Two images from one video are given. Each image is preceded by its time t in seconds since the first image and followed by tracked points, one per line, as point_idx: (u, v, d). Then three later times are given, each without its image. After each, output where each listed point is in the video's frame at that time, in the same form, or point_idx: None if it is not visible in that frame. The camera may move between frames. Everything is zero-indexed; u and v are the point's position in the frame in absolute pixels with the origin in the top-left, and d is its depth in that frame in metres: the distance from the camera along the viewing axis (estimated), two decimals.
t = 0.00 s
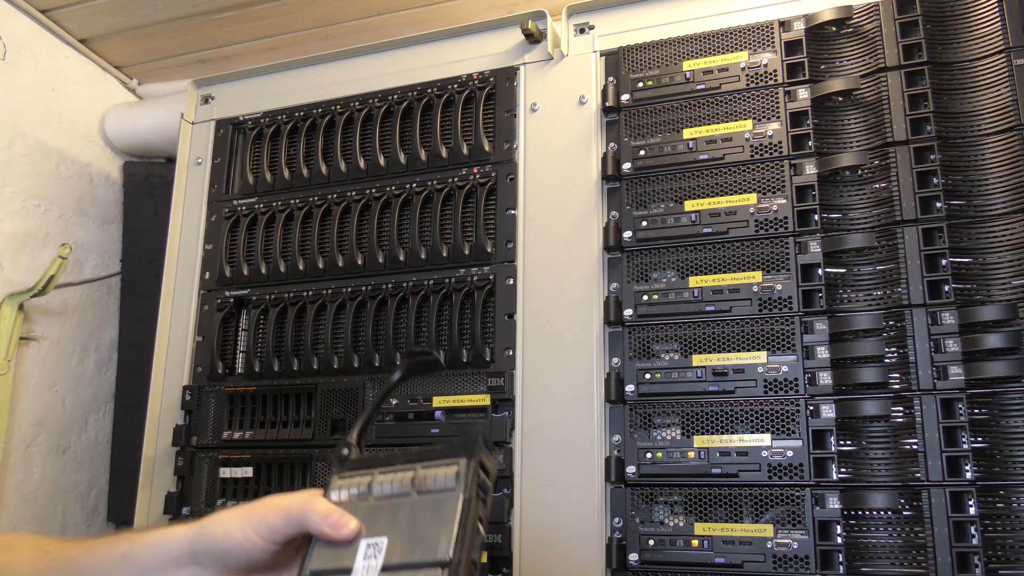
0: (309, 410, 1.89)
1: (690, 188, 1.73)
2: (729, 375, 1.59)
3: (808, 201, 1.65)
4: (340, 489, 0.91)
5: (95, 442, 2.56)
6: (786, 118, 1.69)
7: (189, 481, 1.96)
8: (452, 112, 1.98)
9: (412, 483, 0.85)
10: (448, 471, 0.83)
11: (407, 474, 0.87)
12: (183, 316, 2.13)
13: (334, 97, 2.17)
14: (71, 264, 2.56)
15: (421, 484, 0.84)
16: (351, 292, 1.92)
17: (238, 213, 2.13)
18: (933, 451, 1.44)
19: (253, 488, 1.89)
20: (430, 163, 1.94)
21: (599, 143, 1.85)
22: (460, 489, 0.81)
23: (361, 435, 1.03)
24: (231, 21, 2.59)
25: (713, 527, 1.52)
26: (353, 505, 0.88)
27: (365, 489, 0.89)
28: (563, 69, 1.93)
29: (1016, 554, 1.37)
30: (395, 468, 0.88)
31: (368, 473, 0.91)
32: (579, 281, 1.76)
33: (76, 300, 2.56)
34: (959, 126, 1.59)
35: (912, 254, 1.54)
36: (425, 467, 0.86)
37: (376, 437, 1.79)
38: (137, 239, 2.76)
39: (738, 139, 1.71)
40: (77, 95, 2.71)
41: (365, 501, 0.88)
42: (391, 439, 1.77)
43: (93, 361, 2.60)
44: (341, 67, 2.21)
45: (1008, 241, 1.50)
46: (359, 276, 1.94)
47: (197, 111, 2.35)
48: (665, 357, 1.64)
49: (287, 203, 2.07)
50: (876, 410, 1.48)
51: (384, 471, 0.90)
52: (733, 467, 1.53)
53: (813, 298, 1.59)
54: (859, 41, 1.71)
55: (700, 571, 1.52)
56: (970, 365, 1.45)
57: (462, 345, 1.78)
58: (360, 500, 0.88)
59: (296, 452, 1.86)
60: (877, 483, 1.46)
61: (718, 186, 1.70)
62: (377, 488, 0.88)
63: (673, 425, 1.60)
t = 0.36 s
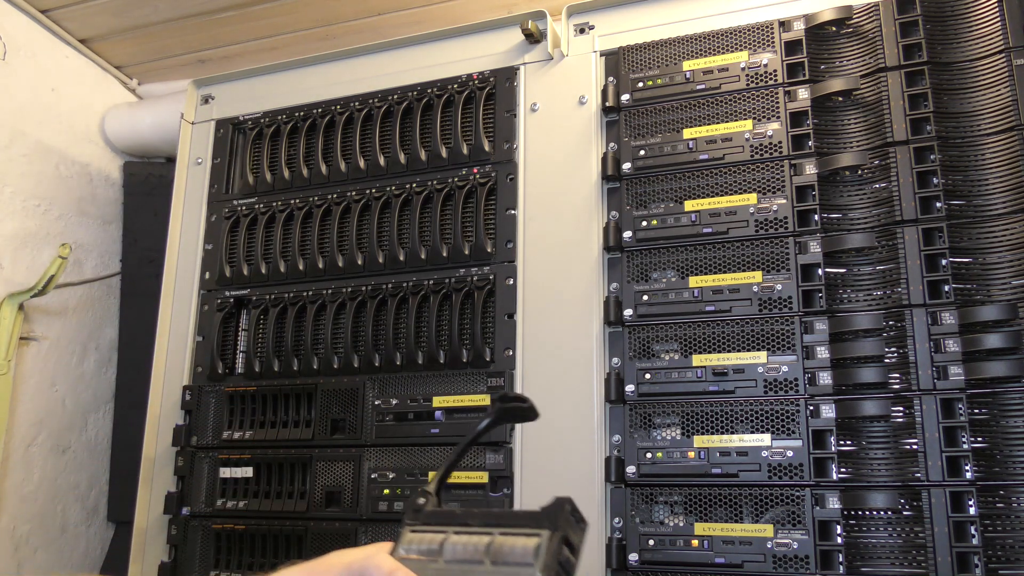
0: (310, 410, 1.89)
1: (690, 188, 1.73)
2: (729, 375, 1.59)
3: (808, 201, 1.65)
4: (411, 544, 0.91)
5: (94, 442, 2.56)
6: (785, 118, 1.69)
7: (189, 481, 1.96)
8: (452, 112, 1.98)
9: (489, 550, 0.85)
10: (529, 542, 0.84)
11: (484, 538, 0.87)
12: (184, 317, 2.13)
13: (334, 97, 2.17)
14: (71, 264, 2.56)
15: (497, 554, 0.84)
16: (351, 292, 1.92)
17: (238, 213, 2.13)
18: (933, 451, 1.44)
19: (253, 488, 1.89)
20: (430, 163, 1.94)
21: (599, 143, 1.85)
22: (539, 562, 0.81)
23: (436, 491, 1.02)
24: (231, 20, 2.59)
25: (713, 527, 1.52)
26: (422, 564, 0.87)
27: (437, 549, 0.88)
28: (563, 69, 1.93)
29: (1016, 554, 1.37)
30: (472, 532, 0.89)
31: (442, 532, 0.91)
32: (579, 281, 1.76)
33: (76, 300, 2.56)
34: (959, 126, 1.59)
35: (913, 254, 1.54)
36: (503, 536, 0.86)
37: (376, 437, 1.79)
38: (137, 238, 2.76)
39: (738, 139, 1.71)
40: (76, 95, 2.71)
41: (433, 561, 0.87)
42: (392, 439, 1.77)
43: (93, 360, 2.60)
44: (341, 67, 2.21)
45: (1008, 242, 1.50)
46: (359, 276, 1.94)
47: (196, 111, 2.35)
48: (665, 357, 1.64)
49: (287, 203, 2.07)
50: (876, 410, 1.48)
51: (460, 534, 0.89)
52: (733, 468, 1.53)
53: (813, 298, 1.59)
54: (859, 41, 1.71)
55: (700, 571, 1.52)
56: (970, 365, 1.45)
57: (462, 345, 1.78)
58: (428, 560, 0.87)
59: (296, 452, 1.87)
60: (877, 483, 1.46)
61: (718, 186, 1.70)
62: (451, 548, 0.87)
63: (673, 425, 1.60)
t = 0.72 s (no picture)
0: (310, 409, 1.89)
1: (690, 188, 1.73)
2: (729, 375, 1.59)
3: (808, 201, 1.65)
4: (457, 447, 0.79)
5: (94, 442, 2.57)
6: (785, 118, 1.69)
7: (189, 481, 1.96)
8: (452, 112, 1.98)
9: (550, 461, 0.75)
10: (600, 452, 0.73)
11: (547, 445, 0.77)
12: (184, 317, 2.13)
13: (334, 97, 2.17)
14: (71, 264, 2.56)
15: (564, 464, 0.74)
16: (351, 292, 1.92)
17: (238, 213, 2.13)
18: (933, 451, 1.44)
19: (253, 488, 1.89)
20: (430, 163, 1.94)
21: (599, 143, 1.85)
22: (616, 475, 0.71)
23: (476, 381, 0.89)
24: (231, 21, 2.59)
25: (713, 527, 1.52)
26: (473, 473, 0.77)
27: (491, 454, 0.77)
28: (563, 68, 1.93)
29: (1016, 554, 1.37)
30: (529, 435, 0.78)
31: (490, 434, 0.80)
32: (579, 280, 1.76)
33: (76, 300, 2.56)
34: (959, 126, 1.59)
35: (912, 254, 1.54)
36: (566, 443, 0.76)
37: (376, 437, 1.79)
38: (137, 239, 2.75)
39: (738, 139, 1.71)
40: (76, 95, 2.71)
41: (483, 470, 0.76)
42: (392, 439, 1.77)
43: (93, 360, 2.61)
44: (341, 67, 2.21)
45: (1008, 241, 1.50)
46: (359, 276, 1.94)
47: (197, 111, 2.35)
48: (665, 357, 1.64)
49: (287, 203, 2.07)
50: (875, 410, 1.48)
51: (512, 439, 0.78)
52: (733, 468, 1.53)
53: (813, 298, 1.59)
54: (859, 41, 1.71)
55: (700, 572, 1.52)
56: (970, 365, 1.45)
57: (462, 345, 1.78)
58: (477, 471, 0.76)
59: (296, 452, 1.87)
60: (877, 483, 1.46)
61: (718, 187, 1.70)
62: (507, 456, 0.76)
63: (673, 424, 1.60)
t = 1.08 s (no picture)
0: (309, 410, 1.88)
1: (690, 188, 1.73)
2: (729, 375, 1.59)
3: (808, 201, 1.65)
4: (521, 342, 1.04)
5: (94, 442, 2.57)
6: (786, 118, 1.69)
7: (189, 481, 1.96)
8: (452, 112, 1.99)
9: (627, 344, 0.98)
10: (674, 335, 0.96)
11: (617, 334, 1.00)
12: (184, 317, 2.13)
13: (334, 97, 2.17)
14: (72, 264, 2.56)
15: (637, 347, 0.97)
16: (351, 292, 1.92)
17: (238, 213, 2.13)
18: (933, 451, 1.44)
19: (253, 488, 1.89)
20: (430, 163, 1.94)
21: (599, 143, 1.85)
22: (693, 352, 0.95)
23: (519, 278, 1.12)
24: (231, 21, 2.59)
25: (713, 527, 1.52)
26: (550, 363, 1.01)
27: (558, 346, 1.01)
28: (563, 68, 1.93)
29: (1015, 554, 1.37)
30: (598, 328, 1.02)
31: (560, 327, 1.04)
32: (579, 280, 1.76)
33: (76, 300, 2.56)
34: (958, 126, 1.60)
35: (912, 254, 1.54)
36: (638, 328, 0.99)
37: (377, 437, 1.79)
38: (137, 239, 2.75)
39: (738, 139, 1.71)
40: (76, 95, 2.71)
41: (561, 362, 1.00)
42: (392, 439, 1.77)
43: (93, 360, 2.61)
44: (341, 67, 2.21)
45: (1008, 242, 1.50)
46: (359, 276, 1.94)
47: (197, 111, 2.36)
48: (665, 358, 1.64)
49: (287, 203, 2.07)
50: (875, 410, 1.49)
51: (582, 330, 1.02)
52: (732, 467, 1.53)
53: (813, 298, 1.59)
54: (859, 41, 1.71)
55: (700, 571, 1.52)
56: (970, 365, 1.45)
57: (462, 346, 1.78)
58: (553, 361, 1.01)
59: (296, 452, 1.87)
60: (877, 483, 1.46)
61: (718, 186, 1.71)
62: (581, 345, 1.00)
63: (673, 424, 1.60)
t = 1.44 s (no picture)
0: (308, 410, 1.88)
1: (690, 188, 1.73)
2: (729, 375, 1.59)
3: (808, 201, 1.65)
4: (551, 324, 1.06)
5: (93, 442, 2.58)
6: (785, 118, 1.69)
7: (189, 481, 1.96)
8: (452, 112, 1.99)
9: (659, 337, 1.03)
10: (705, 337, 1.02)
11: (649, 327, 1.04)
12: (184, 317, 2.13)
13: (334, 96, 2.17)
14: (72, 264, 2.56)
15: (668, 342, 1.02)
16: (351, 292, 1.92)
17: (238, 213, 2.13)
18: (933, 451, 1.44)
19: (253, 488, 1.90)
20: (430, 163, 1.94)
21: (598, 143, 1.85)
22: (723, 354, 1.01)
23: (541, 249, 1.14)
24: (232, 20, 2.59)
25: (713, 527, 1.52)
26: (579, 350, 1.04)
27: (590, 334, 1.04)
28: (563, 68, 1.93)
29: (1015, 554, 1.37)
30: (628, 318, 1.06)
31: (587, 312, 1.07)
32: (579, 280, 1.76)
33: (76, 300, 2.57)
34: (958, 126, 1.60)
35: (912, 254, 1.54)
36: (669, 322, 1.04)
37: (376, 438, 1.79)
38: (137, 238, 2.75)
39: (738, 139, 1.72)
40: (76, 95, 2.71)
41: (590, 349, 1.04)
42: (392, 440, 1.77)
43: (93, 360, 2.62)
44: (341, 67, 2.21)
45: (1008, 242, 1.49)
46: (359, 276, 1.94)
47: (197, 111, 2.36)
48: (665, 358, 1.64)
49: (287, 204, 2.07)
50: (875, 410, 1.49)
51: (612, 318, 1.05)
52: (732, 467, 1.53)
53: (813, 298, 1.59)
54: (859, 41, 1.71)
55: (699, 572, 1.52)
56: (970, 365, 1.45)
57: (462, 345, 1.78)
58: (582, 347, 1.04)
59: (296, 452, 1.87)
60: (877, 483, 1.46)
61: (718, 186, 1.71)
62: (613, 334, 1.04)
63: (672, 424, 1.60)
